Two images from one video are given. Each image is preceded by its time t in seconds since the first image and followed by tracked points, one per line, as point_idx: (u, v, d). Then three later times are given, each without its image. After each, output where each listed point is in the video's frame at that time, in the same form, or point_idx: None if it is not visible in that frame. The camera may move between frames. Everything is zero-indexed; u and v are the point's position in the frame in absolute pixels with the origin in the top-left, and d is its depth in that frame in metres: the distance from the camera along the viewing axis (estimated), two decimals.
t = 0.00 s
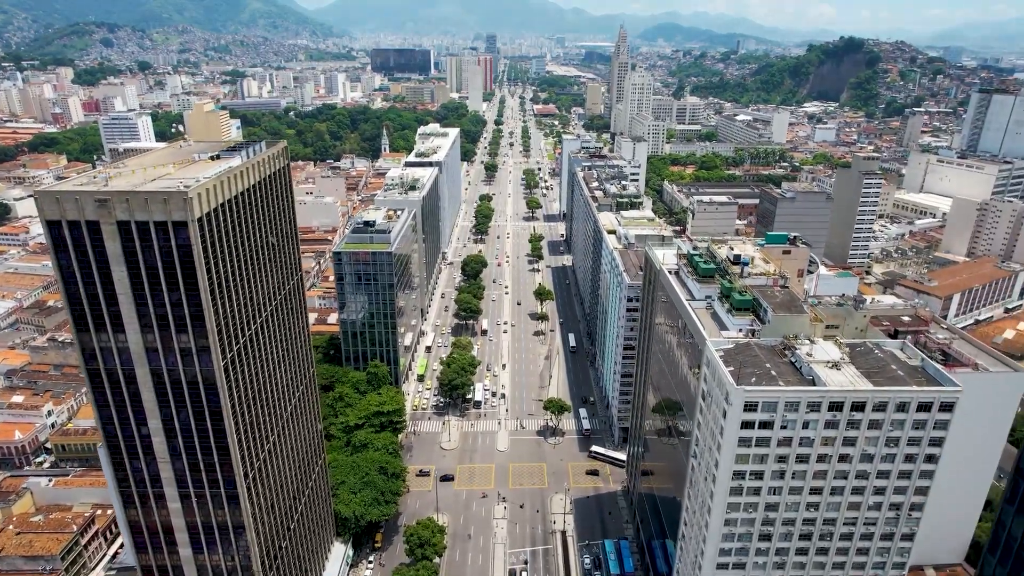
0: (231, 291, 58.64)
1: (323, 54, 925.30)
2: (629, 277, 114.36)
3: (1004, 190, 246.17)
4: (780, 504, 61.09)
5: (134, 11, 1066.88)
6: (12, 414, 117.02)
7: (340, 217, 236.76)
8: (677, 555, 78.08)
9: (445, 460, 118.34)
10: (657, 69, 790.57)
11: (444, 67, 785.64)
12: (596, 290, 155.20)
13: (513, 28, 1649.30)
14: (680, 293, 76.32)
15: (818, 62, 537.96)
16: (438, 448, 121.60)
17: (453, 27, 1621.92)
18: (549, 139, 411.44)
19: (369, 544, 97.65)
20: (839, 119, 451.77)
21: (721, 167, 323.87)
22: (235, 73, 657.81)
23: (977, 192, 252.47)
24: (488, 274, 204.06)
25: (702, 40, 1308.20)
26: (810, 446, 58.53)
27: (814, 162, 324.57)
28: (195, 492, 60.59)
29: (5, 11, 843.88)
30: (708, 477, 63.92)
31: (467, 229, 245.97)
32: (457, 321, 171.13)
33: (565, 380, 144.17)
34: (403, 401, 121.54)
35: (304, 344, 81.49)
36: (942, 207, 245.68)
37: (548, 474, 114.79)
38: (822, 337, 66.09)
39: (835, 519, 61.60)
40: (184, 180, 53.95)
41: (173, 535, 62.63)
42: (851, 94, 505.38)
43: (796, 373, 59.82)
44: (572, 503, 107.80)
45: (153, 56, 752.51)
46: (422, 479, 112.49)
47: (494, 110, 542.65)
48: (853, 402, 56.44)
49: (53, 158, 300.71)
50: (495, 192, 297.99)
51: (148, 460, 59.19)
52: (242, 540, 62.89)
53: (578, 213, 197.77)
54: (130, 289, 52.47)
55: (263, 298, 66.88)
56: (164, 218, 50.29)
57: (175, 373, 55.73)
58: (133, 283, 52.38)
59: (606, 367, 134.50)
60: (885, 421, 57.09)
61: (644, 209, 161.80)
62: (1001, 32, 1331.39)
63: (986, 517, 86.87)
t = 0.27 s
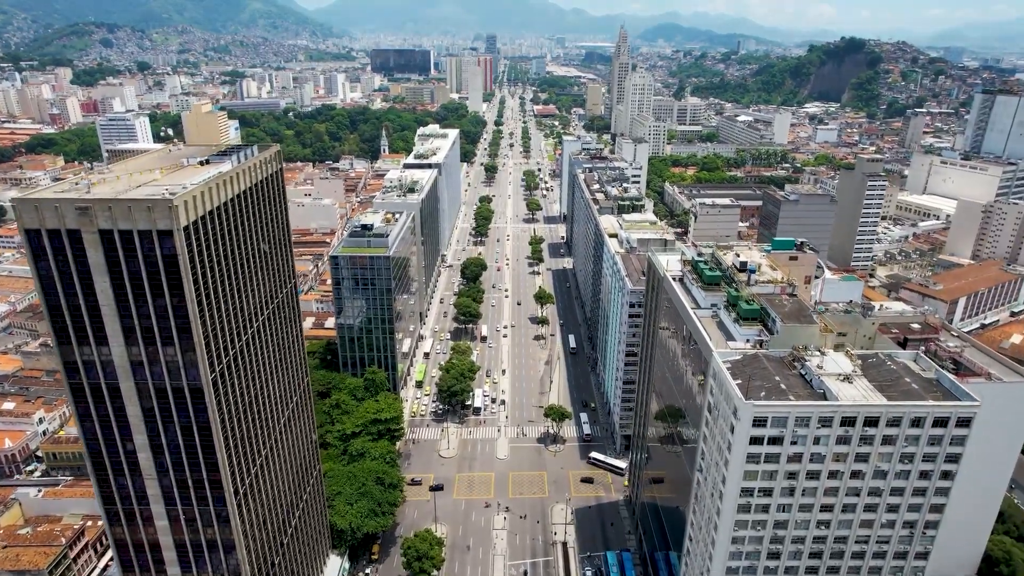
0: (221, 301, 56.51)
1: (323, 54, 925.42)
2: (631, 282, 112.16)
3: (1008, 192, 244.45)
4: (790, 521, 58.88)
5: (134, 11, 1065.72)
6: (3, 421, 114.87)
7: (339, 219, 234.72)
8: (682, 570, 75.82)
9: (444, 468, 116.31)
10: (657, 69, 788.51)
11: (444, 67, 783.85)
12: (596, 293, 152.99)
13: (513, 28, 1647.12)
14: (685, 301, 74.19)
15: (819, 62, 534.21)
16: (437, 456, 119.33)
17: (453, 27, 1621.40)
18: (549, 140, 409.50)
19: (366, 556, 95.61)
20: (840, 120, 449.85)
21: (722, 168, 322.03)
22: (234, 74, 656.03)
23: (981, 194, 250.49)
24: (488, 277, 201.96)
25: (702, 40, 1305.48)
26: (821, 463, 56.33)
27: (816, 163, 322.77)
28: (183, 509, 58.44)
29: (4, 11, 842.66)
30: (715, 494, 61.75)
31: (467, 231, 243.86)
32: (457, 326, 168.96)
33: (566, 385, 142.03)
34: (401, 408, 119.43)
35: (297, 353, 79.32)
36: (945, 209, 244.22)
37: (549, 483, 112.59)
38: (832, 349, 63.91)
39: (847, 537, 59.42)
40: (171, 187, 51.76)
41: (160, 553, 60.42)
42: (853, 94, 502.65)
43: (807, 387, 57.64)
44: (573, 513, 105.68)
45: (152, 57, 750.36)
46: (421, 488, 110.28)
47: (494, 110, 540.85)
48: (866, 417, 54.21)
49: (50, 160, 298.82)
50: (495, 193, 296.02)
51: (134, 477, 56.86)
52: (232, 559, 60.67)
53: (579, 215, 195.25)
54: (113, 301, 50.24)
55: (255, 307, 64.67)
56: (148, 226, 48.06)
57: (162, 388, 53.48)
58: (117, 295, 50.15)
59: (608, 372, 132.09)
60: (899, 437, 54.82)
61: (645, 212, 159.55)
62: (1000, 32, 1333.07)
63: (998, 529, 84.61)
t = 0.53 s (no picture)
0: (209, 312, 54.37)
1: (322, 54, 924.10)
2: (633, 287, 109.90)
3: (1012, 194, 241.44)
4: (801, 540, 56.75)
5: (134, 11, 1064.07)
6: None
7: (338, 220, 232.45)
8: None
9: (444, 476, 114.17)
10: (658, 70, 786.92)
11: (444, 68, 781.98)
12: (598, 297, 150.76)
13: (513, 28, 1645.24)
14: (690, 309, 71.97)
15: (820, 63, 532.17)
16: (436, 464, 117.16)
17: (453, 28, 1622.29)
18: (549, 141, 407.81)
19: (363, 568, 93.50)
20: (842, 120, 448.04)
21: (724, 169, 320.12)
22: (234, 74, 654.27)
23: (985, 196, 247.73)
24: (488, 280, 199.93)
25: (703, 40, 1303.79)
26: (833, 480, 54.15)
27: (817, 164, 320.85)
28: (171, 527, 56.21)
29: (3, 11, 841.24)
30: (722, 511, 59.57)
31: (467, 233, 241.94)
32: (456, 330, 166.88)
33: (566, 391, 139.92)
34: (399, 415, 117.30)
35: (291, 363, 77.25)
36: (949, 211, 240.99)
37: (549, 491, 110.45)
38: (843, 360, 61.72)
39: (859, 557, 57.22)
40: (155, 194, 49.47)
41: (145, 572, 58.03)
42: (854, 95, 500.63)
43: (817, 401, 55.50)
44: (575, 523, 103.49)
45: (152, 57, 748.61)
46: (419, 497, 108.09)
47: (494, 111, 539.04)
48: (881, 434, 52.04)
49: (48, 161, 296.92)
50: (495, 195, 294.44)
51: (119, 494, 54.56)
52: None
53: (579, 218, 193.20)
54: (94, 313, 48.00)
55: (245, 316, 62.55)
56: (131, 235, 45.86)
57: (147, 403, 51.27)
58: (99, 306, 47.91)
59: (609, 378, 129.82)
60: (915, 453, 52.53)
61: (647, 214, 157.37)
62: (1001, 31, 1332.39)
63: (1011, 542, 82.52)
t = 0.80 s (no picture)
0: (196, 324, 52.15)
1: (322, 54, 922.52)
2: (636, 293, 107.61)
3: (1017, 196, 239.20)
4: (812, 560, 54.52)
5: (134, 11, 1062.38)
6: None
7: (336, 222, 230.24)
8: None
9: (442, 485, 111.97)
10: (658, 70, 785.40)
11: (444, 68, 780.50)
12: (599, 301, 148.69)
13: (513, 28, 1643.54)
14: (695, 318, 69.72)
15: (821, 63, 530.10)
16: (434, 472, 114.99)
17: (452, 27, 1622.03)
18: (549, 142, 406.12)
19: None
20: (843, 121, 446.13)
21: (725, 170, 318.08)
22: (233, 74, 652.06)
23: (989, 197, 245.44)
24: (487, 283, 197.71)
25: (703, 40, 1301.69)
26: (846, 499, 51.98)
27: (819, 165, 318.75)
28: (157, 547, 53.99)
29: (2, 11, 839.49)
30: (730, 528, 57.42)
31: (467, 235, 239.80)
32: (455, 335, 164.67)
33: (567, 397, 137.76)
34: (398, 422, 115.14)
35: (284, 372, 75.06)
36: (952, 213, 238.73)
37: (550, 500, 108.28)
38: (854, 373, 59.54)
39: None
40: (138, 201, 47.26)
41: None
42: (855, 95, 498.70)
43: (829, 417, 53.31)
44: (576, 534, 101.32)
45: (151, 57, 746.59)
46: (417, 506, 106.03)
47: (494, 111, 537.23)
48: (897, 451, 49.81)
49: (44, 162, 294.86)
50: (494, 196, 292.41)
51: (103, 514, 52.29)
52: None
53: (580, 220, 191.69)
54: (75, 327, 45.85)
55: (236, 326, 60.47)
56: (112, 246, 43.73)
57: (130, 419, 49.11)
58: (79, 320, 45.75)
59: (611, 385, 127.45)
60: (932, 471, 50.34)
61: (649, 217, 155.30)
62: (1000, 32, 1333.28)
63: None
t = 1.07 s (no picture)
0: (183, 337, 50.00)
1: (322, 54, 921.39)
2: (638, 299, 105.43)
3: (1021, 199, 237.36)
4: None
5: (134, 12, 1061.03)
6: None
7: (334, 224, 228.34)
8: None
9: (440, 494, 109.78)
10: (659, 70, 783.66)
11: (444, 68, 778.81)
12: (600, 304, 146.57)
13: (513, 28, 1642.00)
14: (701, 327, 67.51)
15: (822, 64, 528.38)
16: (433, 481, 112.83)
17: (452, 27, 1622.64)
18: (550, 142, 404.32)
19: None
20: (845, 121, 444.22)
21: (726, 171, 316.10)
22: (232, 74, 649.90)
23: (993, 198, 243.53)
24: (486, 286, 195.70)
25: (704, 40, 1299.85)
26: (860, 519, 49.83)
27: (821, 166, 316.80)
28: (142, 570, 51.75)
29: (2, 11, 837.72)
30: (738, 549, 55.23)
31: (466, 237, 237.89)
32: (454, 339, 162.53)
33: (567, 403, 135.68)
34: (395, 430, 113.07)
35: (277, 382, 72.98)
36: (956, 214, 236.68)
37: (551, 510, 106.08)
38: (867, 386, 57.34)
39: None
40: (120, 209, 45.09)
41: None
42: (856, 95, 496.85)
43: (842, 433, 51.15)
44: (578, 545, 99.01)
45: (151, 57, 744.42)
46: (415, 517, 103.95)
47: (494, 112, 535.19)
48: (915, 470, 47.61)
49: (41, 163, 292.89)
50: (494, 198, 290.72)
51: (85, 536, 50.04)
52: None
53: (580, 222, 190.09)
54: (52, 341, 43.59)
55: (226, 337, 58.40)
56: (91, 256, 41.55)
57: (113, 438, 46.97)
58: (57, 334, 43.56)
59: (613, 391, 125.05)
60: (951, 491, 48.17)
61: (651, 220, 153.34)
62: (1001, 31, 1331.99)
63: None
